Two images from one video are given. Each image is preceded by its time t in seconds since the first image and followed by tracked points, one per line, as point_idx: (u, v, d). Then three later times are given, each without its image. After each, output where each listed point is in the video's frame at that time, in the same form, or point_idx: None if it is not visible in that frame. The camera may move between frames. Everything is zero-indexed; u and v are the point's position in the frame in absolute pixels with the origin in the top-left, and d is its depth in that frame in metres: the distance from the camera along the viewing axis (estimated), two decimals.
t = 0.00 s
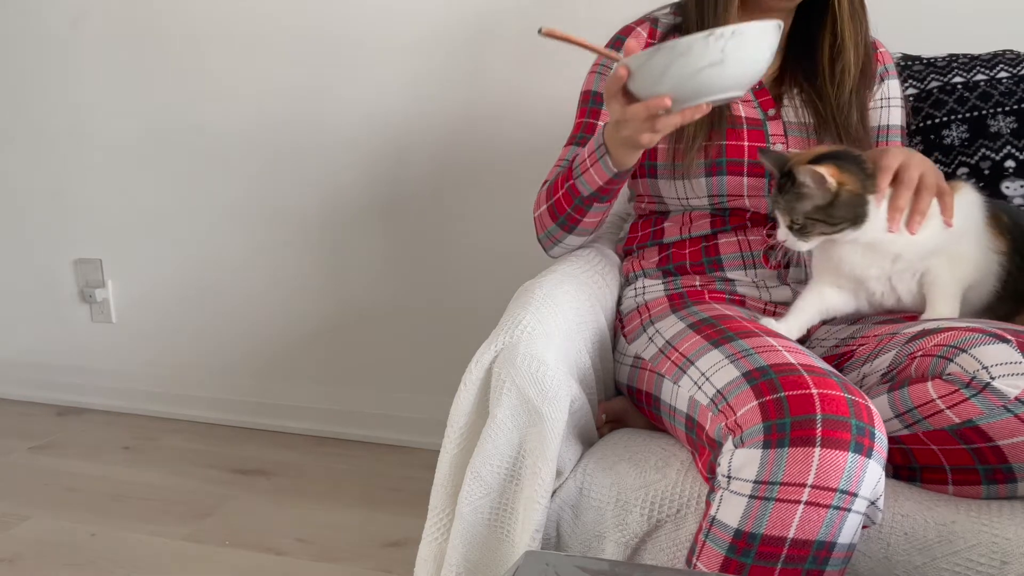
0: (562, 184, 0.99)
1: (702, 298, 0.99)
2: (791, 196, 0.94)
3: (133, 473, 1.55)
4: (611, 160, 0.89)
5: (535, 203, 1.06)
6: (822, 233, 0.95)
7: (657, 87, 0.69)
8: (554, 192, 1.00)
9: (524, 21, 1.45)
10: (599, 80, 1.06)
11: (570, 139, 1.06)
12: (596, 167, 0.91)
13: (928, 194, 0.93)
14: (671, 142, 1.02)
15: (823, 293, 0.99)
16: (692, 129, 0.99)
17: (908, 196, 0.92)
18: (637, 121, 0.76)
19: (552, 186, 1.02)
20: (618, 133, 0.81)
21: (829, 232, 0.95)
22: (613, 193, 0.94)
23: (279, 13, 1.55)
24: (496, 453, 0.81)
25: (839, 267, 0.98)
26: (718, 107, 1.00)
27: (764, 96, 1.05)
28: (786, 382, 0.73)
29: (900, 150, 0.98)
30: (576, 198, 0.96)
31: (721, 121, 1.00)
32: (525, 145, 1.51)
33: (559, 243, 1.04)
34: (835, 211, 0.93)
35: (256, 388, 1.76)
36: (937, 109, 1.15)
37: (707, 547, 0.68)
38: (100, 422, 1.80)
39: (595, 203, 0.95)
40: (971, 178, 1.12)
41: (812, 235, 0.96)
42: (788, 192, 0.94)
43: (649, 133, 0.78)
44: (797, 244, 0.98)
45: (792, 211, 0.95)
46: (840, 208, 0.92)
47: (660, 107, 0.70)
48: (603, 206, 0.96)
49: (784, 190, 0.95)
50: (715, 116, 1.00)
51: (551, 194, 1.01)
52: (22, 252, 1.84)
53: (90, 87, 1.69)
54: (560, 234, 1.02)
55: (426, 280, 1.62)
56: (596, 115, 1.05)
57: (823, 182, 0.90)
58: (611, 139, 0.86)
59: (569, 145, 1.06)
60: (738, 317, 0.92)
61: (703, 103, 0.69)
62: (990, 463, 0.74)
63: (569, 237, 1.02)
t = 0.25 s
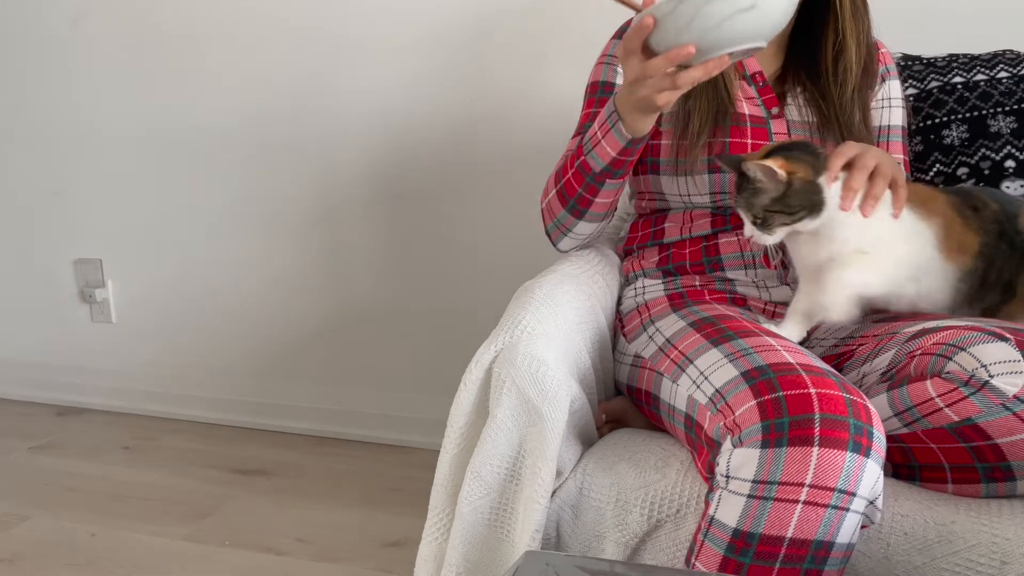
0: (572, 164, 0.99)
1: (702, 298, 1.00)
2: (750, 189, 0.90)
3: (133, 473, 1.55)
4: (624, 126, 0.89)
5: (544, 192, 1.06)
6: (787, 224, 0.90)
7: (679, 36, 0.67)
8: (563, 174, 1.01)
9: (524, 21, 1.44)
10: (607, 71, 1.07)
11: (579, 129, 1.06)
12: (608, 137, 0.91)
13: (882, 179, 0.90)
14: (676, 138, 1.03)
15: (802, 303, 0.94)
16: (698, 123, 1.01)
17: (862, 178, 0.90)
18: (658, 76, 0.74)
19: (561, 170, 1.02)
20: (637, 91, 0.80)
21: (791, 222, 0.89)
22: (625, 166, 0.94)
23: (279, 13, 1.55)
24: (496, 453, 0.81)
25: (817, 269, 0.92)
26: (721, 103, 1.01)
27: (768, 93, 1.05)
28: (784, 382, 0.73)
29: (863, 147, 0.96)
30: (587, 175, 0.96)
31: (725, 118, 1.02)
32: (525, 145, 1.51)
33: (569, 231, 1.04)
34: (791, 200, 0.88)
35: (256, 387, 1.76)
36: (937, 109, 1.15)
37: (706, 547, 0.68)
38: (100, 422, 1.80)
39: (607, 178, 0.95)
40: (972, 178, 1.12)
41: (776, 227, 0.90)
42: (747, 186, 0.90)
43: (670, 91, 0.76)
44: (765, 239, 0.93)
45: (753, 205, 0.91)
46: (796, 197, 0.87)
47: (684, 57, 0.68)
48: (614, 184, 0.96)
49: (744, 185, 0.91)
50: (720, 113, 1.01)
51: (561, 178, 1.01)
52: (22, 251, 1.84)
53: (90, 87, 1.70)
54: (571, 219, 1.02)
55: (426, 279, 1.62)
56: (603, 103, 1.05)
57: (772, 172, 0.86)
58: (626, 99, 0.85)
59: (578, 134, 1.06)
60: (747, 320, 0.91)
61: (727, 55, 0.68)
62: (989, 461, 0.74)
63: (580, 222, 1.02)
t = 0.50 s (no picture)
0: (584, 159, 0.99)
1: (702, 298, 1.00)
2: (717, 209, 0.91)
3: (133, 473, 1.55)
4: (642, 114, 0.90)
5: (555, 191, 1.06)
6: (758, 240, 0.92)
7: (705, 16, 0.69)
8: (576, 170, 1.01)
9: (524, 21, 1.44)
10: (612, 69, 1.07)
11: (587, 129, 1.06)
12: (625, 128, 0.92)
13: (878, 182, 0.92)
14: (677, 138, 1.03)
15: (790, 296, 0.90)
16: (700, 123, 1.02)
17: (858, 176, 0.91)
18: (681, 58, 0.76)
19: (573, 168, 1.02)
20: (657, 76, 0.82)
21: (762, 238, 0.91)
22: (642, 157, 0.94)
23: (279, 12, 1.55)
24: (496, 453, 0.81)
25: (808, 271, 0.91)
26: (722, 104, 1.02)
27: (769, 94, 1.06)
28: (784, 382, 0.73)
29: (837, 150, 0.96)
30: (603, 168, 0.96)
31: (726, 118, 1.03)
32: (525, 145, 1.51)
33: (582, 230, 1.04)
34: (760, 217, 0.90)
35: (256, 387, 1.76)
36: (937, 109, 1.16)
37: (706, 547, 0.68)
38: (100, 422, 1.80)
39: (624, 170, 0.95)
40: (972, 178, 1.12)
41: (747, 244, 0.92)
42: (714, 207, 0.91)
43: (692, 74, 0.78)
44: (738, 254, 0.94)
45: (723, 224, 0.92)
46: (765, 214, 0.89)
47: (711, 37, 0.69)
48: (630, 176, 0.96)
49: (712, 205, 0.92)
50: (722, 112, 1.02)
51: (573, 175, 1.01)
52: (22, 251, 1.84)
53: (91, 86, 1.70)
54: (585, 216, 1.02)
55: (427, 279, 1.62)
56: (611, 101, 1.05)
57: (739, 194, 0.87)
58: (644, 85, 0.86)
59: (586, 133, 1.06)
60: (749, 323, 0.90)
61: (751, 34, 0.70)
62: (989, 461, 0.74)
63: (594, 219, 1.02)
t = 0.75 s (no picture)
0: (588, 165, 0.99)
1: (701, 299, 1.00)
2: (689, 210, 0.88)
3: (133, 473, 1.55)
4: (646, 120, 0.90)
5: (557, 196, 1.06)
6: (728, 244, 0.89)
7: (710, 23, 0.70)
8: (580, 175, 1.00)
9: (524, 20, 1.44)
10: (612, 73, 1.07)
11: (588, 133, 1.06)
12: (629, 133, 0.92)
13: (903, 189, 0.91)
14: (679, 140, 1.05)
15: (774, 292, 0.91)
16: (699, 124, 1.03)
17: (885, 185, 0.90)
18: (686, 66, 0.76)
19: (576, 173, 1.02)
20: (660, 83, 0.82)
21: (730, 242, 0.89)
22: (647, 162, 0.94)
23: (279, 12, 1.55)
24: (496, 453, 0.81)
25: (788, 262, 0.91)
26: (722, 106, 1.03)
27: (768, 95, 1.06)
28: (784, 382, 0.73)
29: (809, 134, 0.94)
30: (607, 173, 0.96)
31: (726, 119, 1.03)
32: (526, 145, 1.51)
33: (586, 235, 1.04)
34: (729, 221, 0.87)
35: (256, 387, 1.76)
36: (937, 109, 1.16)
37: (706, 547, 0.68)
38: (100, 422, 1.80)
39: (629, 175, 0.95)
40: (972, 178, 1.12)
41: (715, 245, 0.90)
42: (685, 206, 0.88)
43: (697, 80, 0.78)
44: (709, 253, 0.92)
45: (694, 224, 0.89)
46: (734, 219, 0.86)
47: (717, 44, 0.70)
48: (635, 182, 0.96)
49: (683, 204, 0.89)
50: (721, 114, 1.03)
51: (577, 181, 1.01)
52: (22, 251, 1.84)
53: (91, 86, 1.70)
54: (589, 221, 1.02)
55: (426, 279, 1.62)
56: (612, 106, 1.05)
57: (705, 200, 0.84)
58: (648, 93, 0.87)
59: (588, 138, 1.06)
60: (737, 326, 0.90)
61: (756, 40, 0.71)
62: (990, 461, 0.74)
63: (598, 224, 1.02)
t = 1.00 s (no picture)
0: (585, 169, 0.99)
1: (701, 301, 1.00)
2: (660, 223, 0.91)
3: (133, 473, 1.55)
4: (643, 124, 0.91)
5: (556, 200, 1.06)
6: (696, 257, 0.92)
7: (704, 28, 0.70)
8: (578, 179, 1.00)
9: (524, 20, 1.44)
10: (609, 77, 1.07)
11: (587, 137, 1.06)
12: (626, 136, 0.92)
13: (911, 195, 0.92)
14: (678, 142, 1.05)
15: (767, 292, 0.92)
16: (698, 125, 1.03)
17: (896, 188, 0.91)
18: (682, 70, 0.76)
19: (574, 178, 1.02)
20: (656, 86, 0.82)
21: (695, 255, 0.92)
22: (643, 166, 0.95)
23: (280, 12, 1.55)
24: (496, 453, 0.81)
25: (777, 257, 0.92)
26: (720, 107, 1.03)
27: (767, 96, 1.07)
28: (785, 382, 0.73)
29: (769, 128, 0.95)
30: (604, 177, 0.96)
31: (725, 120, 1.04)
32: (526, 144, 1.51)
33: (585, 238, 1.04)
34: (697, 236, 0.90)
35: (256, 387, 1.76)
36: (937, 109, 1.16)
37: (707, 547, 0.68)
38: (101, 422, 1.80)
39: (626, 179, 0.95)
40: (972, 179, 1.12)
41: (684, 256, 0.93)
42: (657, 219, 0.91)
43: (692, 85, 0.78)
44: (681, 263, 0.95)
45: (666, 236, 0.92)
46: (700, 234, 0.90)
47: (710, 49, 0.70)
48: (632, 185, 0.96)
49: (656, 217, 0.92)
50: (720, 116, 1.04)
51: (575, 184, 1.01)
52: (22, 251, 1.83)
53: (91, 86, 1.69)
54: (587, 224, 1.01)
55: (426, 279, 1.62)
56: (609, 109, 1.06)
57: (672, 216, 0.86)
58: (644, 95, 0.87)
59: (585, 143, 1.06)
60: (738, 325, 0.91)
61: (750, 45, 0.71)
62: (990, 462, 0.73)
63: (596, 228, 1.02)
